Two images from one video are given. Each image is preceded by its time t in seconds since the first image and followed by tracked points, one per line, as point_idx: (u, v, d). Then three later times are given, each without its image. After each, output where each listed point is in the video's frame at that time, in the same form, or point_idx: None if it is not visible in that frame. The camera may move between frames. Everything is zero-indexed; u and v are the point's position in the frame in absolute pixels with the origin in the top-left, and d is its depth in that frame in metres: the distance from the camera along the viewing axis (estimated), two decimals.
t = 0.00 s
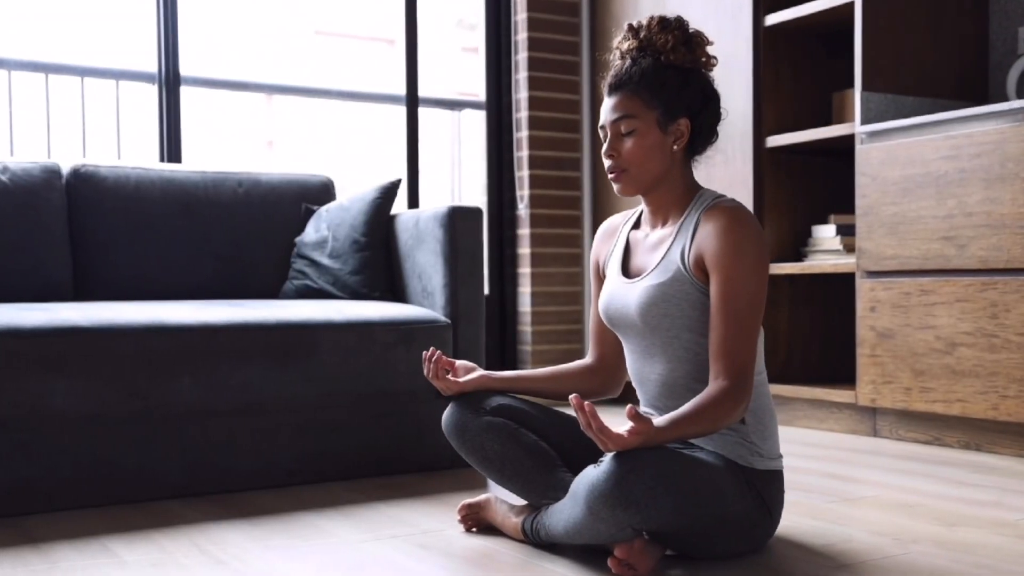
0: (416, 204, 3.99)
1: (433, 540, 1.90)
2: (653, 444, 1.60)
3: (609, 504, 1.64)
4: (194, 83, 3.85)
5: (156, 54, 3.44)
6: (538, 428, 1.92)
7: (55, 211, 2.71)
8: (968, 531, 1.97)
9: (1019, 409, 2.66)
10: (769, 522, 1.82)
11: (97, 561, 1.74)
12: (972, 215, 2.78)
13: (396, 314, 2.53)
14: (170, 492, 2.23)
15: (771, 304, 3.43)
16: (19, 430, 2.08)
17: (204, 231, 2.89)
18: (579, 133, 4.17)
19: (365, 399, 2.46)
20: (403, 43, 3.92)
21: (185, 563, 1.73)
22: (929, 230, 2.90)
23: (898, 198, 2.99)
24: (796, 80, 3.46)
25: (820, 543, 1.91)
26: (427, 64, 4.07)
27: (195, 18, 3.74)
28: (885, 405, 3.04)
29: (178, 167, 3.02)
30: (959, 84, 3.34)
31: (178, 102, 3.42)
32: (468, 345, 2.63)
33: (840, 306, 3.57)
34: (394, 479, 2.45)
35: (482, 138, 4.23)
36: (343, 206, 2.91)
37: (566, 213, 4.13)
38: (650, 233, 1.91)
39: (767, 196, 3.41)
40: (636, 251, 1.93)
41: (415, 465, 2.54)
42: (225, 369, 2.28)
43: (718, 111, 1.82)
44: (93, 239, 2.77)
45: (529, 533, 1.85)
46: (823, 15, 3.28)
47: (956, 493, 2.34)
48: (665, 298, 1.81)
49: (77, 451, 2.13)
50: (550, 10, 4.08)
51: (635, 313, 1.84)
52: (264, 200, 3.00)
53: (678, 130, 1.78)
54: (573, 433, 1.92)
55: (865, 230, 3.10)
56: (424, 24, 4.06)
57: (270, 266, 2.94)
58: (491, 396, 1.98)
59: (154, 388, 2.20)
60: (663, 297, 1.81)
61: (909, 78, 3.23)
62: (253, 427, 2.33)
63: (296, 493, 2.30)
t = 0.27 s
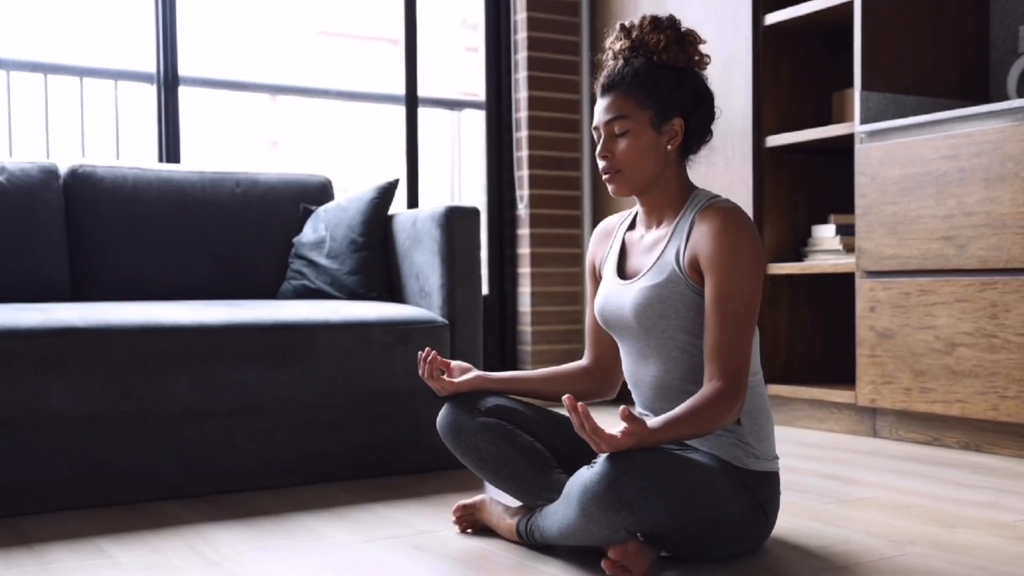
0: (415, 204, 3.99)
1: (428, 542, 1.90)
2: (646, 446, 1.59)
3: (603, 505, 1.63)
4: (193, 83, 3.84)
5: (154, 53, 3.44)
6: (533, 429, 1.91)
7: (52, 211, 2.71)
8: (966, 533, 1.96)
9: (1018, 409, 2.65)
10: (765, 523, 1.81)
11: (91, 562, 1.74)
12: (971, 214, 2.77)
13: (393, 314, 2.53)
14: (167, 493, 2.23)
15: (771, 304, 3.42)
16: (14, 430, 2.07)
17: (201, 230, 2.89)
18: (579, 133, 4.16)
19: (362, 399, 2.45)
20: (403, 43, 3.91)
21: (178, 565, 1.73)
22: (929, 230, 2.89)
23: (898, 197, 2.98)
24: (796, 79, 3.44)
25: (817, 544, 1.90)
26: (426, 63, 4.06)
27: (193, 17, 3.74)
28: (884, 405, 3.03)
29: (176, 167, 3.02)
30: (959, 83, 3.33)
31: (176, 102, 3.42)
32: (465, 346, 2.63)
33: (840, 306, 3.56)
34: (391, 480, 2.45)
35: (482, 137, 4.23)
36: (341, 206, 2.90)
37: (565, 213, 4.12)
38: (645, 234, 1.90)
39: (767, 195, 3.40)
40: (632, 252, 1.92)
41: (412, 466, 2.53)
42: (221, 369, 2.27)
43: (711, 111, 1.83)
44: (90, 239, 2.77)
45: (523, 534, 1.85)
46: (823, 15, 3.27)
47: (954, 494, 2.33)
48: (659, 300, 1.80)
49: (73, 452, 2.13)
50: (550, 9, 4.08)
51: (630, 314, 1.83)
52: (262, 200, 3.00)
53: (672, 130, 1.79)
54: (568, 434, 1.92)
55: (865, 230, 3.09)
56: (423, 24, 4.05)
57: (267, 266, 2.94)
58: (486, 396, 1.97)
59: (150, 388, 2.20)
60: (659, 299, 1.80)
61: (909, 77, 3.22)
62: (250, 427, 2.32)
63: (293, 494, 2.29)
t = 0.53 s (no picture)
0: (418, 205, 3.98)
1: (426, 543, 1.89)
2: (643, 447, 1.58)
3: (601, 507, 1.62)
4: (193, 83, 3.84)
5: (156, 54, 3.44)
6: (532, 430, 1.90)
7: (54, 212, 2.71)
8: (967, 535, 1.95)
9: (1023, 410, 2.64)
10: (765, 524, 1.80)
11: (90, 563, 1.74)
12: (976, 214, 2.75)
13: (393, 314, 2.52)
14: (166, 493, 2.22)
15: (775, 304, 3.41)
16: (14, 431, 2.07)
17: (203, 231, 2.89)
18: (582, 133, 4.15)
19: (362, 399, 2.45)
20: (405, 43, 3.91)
21: (176, 565, 1.72)
22: (933, 230, 2.87)
23: (902, 197, 2.97)
24: (800, 79, 3.43)
25: (817, 546, 1.89)
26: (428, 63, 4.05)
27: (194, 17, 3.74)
28: (888, 406, 3.01)
29: (177, 167, 3.01)
30: (964, 82, 3.31)
31: (178, 103, 3.43)
32: (466, 346, 2.62)
33: (844, 306, 3.54)
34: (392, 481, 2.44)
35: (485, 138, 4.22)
36: (342, 206, 2.90)
37: (568, 213, 4.11)
38: (644, 235, 1.89)
39: (770, 195, 3.39)
40: (631, 253, 1.91)
41: (413, 467, 2.52)
42: (221, 369, 2.27)
43: (710, 110, 1.82)
44: (91, 240, 2.77)
45: (522, 536, 1.84)
46: (827, 14, 3.25)
47: (958, 496, 2.32)
48: (658, 301, 1.79)
49: (72, 452, 2.13)
50: (552, 9, 4.07)
51: (629, 315, 1.82)
52: (264, 201, 2.99)
53: (670, 130, 1.78)
54: (567, 435, 1.91)
55: (869, 230, 3.07)
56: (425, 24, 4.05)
57: (268, 266, 2.94)
58: (485, 396, 1.97)
59: (149, 389, 2.19)
60: (658, 299, 1.79)
61: (913, 76, 3.20)
62: (250, 427, 2.31)
63: (293, 495, 2.29)
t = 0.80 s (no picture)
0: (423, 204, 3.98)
1: (426, 544, 1.88)
2: (644, 448, 1.57)
3: (600, 508, 1.61)
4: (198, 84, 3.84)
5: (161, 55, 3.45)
6: (532, 430, 1.89)
7: (58, 212, 2.71)
8: (972, 537, 1.93)
9: None
10: (767, 526, 1.79)
11: (89, 562, 1.74)
12: (983, 213, 2.73)
13: (396, 314, 2.51)
14: (167, 493, 2.22)
15: (781, 305, 3.39)
16: (15, 431, 2.07)
17: (207, 231, 2.88)
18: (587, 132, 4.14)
19: (364, 399, 2.44)
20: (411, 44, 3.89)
21: (176, 565, 1.72)
22: (941, 229, 2.85)
23: (908, 196, 2.95)
24: (806, 77, 3.41)
25: (819, 548, 1.87)
26: (434, 63, 4.05)
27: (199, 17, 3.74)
28: (895, 406, 2.99)
29: (182, 167, 3.01)
30: (972, 80, 3.28)
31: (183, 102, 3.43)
32: (469, 346, 2.61)
33: (850, 307, 3.52)
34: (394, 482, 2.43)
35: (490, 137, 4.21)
36: (346, 206, 2.90)
37: (574, 213, 4.10)
38: (646, 236, 1.88)
39: (776, 194, 3.37)
40: (632, 253, 1.90)
41: (416, 468, 2.51)
42: (222, 369, 2.26)
43: (710, 109, 1.81)
44: (96, 240, 2.77)
45: (522, 537, 1.83)
46: (833, 12, 3.23)
47: (964, 497, 2.30)
48: (659, 302, 1.78)
49: (73, 452, 2.12)
50: (557, 8, 4.06)
51: (630, 317, 1.81)
52: (268, 201, 2.99)
53: (671, 129, 1.77)
54: (568, 435, 1.89)
55: (875, 229, 3.05)
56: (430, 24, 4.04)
57: (272, 266, 2.93)
58: (486, 397, 1.95)
59: (150, 389, 2.19)
60: (659, 300, 1.78)
61: (921, 75, 3.18)
62: (251, 427, 2.31)
63: (295, 495, 2.28)
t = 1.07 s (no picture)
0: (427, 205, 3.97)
1: (425, 545, 1.88)
2: (641, 450, 1.56)
3: (597, 509, 1.60)
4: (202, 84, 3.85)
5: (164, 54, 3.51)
6: (531, 431, 1.88)
7: (61, 212, 2.71)
8: (975, 539, 1.92)
9: None
10: (766, 528, 1.77)
11: (87, 563, 1.74)
12: (988, 213, 2.71)
13: (398, 315, 2.51)
14: (168, 493, 2.22)
15: (786, 305, 3.37)
16: (15, 431, 2.07)
17: (210, 232, 2.88)
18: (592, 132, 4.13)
19: (365, 400, 2.44)
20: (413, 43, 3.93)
21: (174, 566, 1.72)
22: (946, 229, 2.83)
23: (913, 196, 2.93)
24: (811, 77, 3.39)
25: (820, 550, 1.86)
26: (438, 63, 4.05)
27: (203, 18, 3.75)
28: (900, 408, 2.97)
29: (185, 168, 3.01)
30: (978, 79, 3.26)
31: (188, 102, 3.47)
32: (470, 347, 2.60)
33: (856, 307, 3.50)
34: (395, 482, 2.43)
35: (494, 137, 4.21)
36: (348, 206, 2.89)
37: (578, 213, 4.09)
38: (646, 237, 1.87)
39: (781, 194, 3.35)
40: (632, 254, 1.89)
41: (417, 468, 2.51)
42: (223, 369, 2.26)
43: (711, 108, 1.80)
44: (99, 240, 2.77)
45: (520, 538, 1.82)
46: (838, 11, 3.21)
47: (968, 499, 2.28)
48: (658, 303, 1.77)
49: (73, 452, 2.12)
50: (561, 7, 4.05)
51: (630, 318, 1.80)
52: (270, 201, 2.99)
53: (670, 129, 1.76)
54: (566, 436, 1.89)
55: (880, 229, 3.04)
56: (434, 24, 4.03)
57: (275, 267, 2.93)
58: (485, 397, 1.94)
59: (150, 389, 2.19)
60: (658, 302, 1.77)
61: (926, 74, 3.16)
62: (252, 427, 2.31)
63: (295, 496, 2.28)
